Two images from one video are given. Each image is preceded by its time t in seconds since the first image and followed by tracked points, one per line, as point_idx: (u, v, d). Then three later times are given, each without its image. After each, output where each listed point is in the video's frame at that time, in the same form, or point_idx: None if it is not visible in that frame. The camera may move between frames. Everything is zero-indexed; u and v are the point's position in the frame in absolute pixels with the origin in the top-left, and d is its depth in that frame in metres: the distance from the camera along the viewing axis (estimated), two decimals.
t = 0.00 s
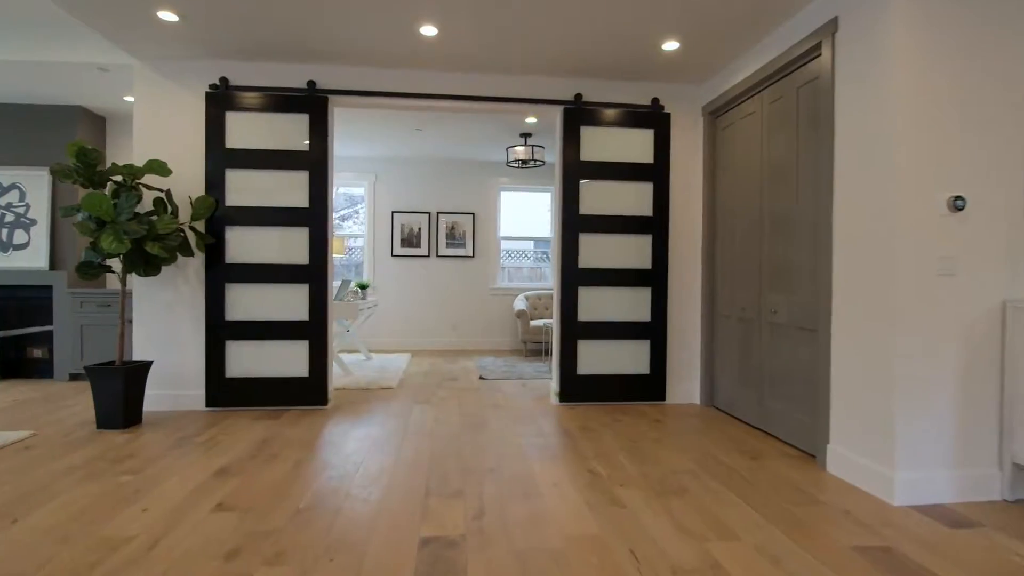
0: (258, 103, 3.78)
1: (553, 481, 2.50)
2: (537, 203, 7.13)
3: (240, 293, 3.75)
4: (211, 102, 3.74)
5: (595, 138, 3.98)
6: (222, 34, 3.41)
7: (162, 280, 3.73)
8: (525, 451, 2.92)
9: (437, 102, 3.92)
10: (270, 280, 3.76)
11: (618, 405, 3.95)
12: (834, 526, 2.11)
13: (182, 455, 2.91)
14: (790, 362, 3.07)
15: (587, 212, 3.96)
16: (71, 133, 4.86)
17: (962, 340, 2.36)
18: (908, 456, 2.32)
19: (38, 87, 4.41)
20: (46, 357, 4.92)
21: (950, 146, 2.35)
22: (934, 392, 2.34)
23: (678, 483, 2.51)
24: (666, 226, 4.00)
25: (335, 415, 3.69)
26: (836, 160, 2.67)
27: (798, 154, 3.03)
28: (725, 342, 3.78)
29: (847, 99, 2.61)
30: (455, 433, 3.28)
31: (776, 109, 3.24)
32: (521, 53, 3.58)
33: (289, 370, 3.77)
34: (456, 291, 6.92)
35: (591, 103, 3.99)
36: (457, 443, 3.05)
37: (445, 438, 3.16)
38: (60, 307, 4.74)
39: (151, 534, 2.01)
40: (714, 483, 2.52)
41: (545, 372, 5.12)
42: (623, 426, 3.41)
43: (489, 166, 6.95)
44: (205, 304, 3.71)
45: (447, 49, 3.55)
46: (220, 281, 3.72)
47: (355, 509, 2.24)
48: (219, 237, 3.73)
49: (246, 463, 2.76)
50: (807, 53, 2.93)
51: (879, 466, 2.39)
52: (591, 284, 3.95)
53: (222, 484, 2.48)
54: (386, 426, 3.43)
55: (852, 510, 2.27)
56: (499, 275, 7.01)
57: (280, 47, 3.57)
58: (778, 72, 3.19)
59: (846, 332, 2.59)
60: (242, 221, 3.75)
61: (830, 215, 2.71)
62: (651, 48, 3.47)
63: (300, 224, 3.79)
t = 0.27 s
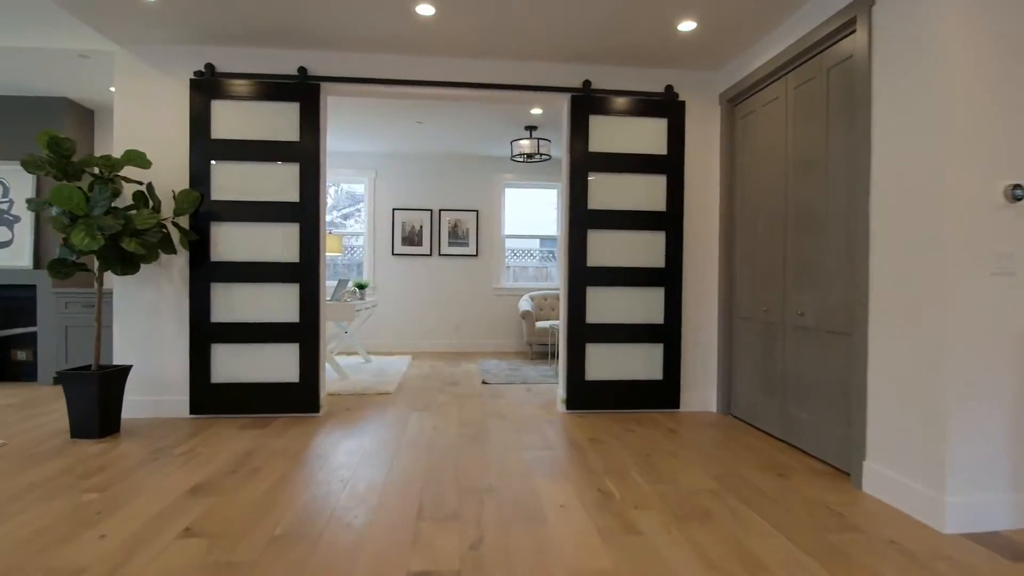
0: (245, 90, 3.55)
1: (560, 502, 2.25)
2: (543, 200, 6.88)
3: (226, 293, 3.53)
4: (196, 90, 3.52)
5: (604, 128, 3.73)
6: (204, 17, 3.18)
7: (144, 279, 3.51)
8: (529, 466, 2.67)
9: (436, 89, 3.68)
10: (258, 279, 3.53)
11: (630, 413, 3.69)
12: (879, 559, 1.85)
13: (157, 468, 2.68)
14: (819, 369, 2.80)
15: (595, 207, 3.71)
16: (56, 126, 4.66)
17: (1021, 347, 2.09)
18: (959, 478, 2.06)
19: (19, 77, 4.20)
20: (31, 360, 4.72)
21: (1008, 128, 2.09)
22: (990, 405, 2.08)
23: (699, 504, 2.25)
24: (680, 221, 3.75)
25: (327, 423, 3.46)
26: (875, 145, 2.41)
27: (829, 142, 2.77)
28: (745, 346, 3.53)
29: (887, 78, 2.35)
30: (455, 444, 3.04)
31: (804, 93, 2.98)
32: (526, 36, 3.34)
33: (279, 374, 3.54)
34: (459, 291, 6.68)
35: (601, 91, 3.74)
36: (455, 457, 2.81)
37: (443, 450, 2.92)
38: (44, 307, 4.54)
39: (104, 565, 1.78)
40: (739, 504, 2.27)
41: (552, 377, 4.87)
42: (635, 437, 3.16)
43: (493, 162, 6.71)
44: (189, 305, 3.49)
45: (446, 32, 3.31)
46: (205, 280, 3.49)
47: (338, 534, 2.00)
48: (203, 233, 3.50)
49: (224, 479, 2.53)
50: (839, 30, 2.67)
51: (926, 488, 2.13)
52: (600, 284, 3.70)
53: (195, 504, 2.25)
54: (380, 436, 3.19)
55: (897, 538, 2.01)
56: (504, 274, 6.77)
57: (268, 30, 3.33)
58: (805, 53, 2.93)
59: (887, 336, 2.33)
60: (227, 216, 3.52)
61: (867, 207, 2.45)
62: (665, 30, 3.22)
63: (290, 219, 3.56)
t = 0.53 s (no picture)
0: (234, 80, 3.35)
1: (568, 527, 2.04)
2: (550, 197, 6.67)
3: (214, 295, 3.33)
4: (183, 80, 3.32)
5: (615, 119, 3.50)
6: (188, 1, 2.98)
7: (129, 279, 3.32)
8: (534, 484, 2.46)
9: (437, 79, 3.47)
10: (248, 280, 3.33)
11: (642, 422, 3.47)
12: None
13: (133, 483, 2.49)
14: (850, 378, 2.58)
15: (605, 203, 3.49)
16: (44, 121, 4.49)
17: None
18: (1017, 504, 1.83)
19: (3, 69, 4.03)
20: (19, 362, 4.55)
21: None
22: None
23: (722, 530, 2.03)
24: (696, 219, 3.52)
25: (320, 433, 3.26)
26: (917, 133, 2.18)
27: (861, 131, 2.54)
28: (765, 352, 3.30)
29: (932, 58, 2.12)
30: (454, 457, 2.83)
31: (833, 78, 2.75)
32: (531, 21, 3.12)
33: (270, 381, 3.35)
34: (463, 292, 6.47)
35: (611, 80, 3.52)
36: (454, 473, 2.60)
37: (441, 464, 2.71)
38: (31, 308, 4.37)
39: None
40: (767, 531, 2.04)
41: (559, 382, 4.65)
42: (649, 450, 2.95)
43: (498, 158, 6.50)
44: (176, 307, 3.30)
45: (446, 17, 3.10)
46: (192, 281, 3.30)
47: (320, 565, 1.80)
48: (190, 231, 3.31)
49: (203, 496, 2.34)
50: (875, 8, 2.43)
51: (979, 516, 1.90)
52: (610, 285, 3.48)
53: (167, 527, 2.06)
54: (376, 447, 2.99)
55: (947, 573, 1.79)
56: (509, 274, 6.56)
57: (256, 15, 3.12)
58: (835, 35, 2.70)
59: (930, 345, 2.10)
60: (216, 213, 3.33)
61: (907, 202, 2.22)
62: (681, 13, 2.99)
63: (282, 217, 3.36)
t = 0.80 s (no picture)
0: (225, 64, 3.13)
1: (584, 557, 1.79)
2: (561, 193, 6.42)
3: (202, 293, 3.11)
4: (169, 64, 3.11)
5: (633, 104, 3.24)
6: None
7: (112, 276, 3.11)
8: (546, 502, 2.21)
9: (441, 61, 3.23)
10: (238, 277, 3.11)
11: (662, 431, 3.21)
12: None
13: (107, 498, 2.27)
14: (901, 387, 2.30)
15: (623, 195, 3.23)
16: (33, 112, 4.30)
17: None
18: None
19: None
20: (8, 364, 4.37)
21: None
22: None
23: (761, 562, 1.77)
24: (721, 211, 3.25)
25: (314, 441, 3.03)
26: (983, 108, 1.91)
27: (913, 109, 2.27)
28: (798, 355, 3.03)
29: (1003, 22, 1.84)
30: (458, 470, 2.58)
31: (877, 53, 2.48)
32: None
33: (261, 385, 3.12)
34: (471, 291, 6.23)
35: (629, 61, 3.26)
36: (458, 489, 2.36)
37: (444, 479, 2.47)
38: (20, 308, 4.19)
39: None
40: (812, 561, 1.78)
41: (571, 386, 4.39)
42: (672, 463, 2.69)
43: (507, 153, 6.26)
44: (162, 306, 3.09)
45: None
46: (179, 278, 3.09)
47: None
48: (177, 225, 3.09)
49: (179, 515, 2.11)
50: None
51: None
52: (628, 283, 3.22)
53: (133, 552, 1.83)
54: (374, 458, 2.76)
55: None
56: (518, 273, 6.31)
57: None
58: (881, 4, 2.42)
59: (1001, 350, 1.83)
60: (205, 206, 3.11)
61: (972, 186, 1.94)
62: None
63: (274, 210, 3.13)
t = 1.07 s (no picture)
0: (216, 50, 2.94)
1: None
2: (573, 191, 6.19)
3: (192, 295, 2.93)
4: (158, 52, 2.93)
5: (653, 92, 3.01)
6: None
7: (98, 276, 2.94)
8: (559, 528, 1.99)
9: (446, 47, 3.02)
10: (230, 278, 2.92)
11: (683, 444, 2.98)
12: None
13: (80, 518, 2.09)
14: (956, 401, 2.06)
15: (641, 189, 3.00)
16: (26, 106, 4.14)
17: None
18: None
19: None
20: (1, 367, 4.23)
21: None
22: None
23: None
24: (747, 207, 3.02)
25: (310, 453, 2.84)
26: None
27: (970, 90, 2.03)
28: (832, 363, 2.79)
29: None
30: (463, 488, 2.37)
31: (927, 29, 2.23)
32: None
33: (254, 393, 2.93)
34: (480, 292, 6.03)
35: (648, 46, 3.03)
36: (462, 511, 2.14)
37: (447, 498, 2.26)
38: (12, 309, 4.04)
39: None
40: None
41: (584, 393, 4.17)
42: (696, 481, 2.46)
43: (517, 149, 6.04)
44: (150, 308, 2.91)
45: None
46: (168, 278, 2.91)
47: None
48: (166, 222, 2.91)
49: (155, 540, 1.92)
50: None
51: None
52: (646, 283, 2.99)
53: None
54: (372, 473, 2.56)
55: None
56: (529, 274, 6.10)
57: None
58: None
59: None
60: (195, 202, 2.92)
61: None
62: None
63: (268, 206, 2.94)
